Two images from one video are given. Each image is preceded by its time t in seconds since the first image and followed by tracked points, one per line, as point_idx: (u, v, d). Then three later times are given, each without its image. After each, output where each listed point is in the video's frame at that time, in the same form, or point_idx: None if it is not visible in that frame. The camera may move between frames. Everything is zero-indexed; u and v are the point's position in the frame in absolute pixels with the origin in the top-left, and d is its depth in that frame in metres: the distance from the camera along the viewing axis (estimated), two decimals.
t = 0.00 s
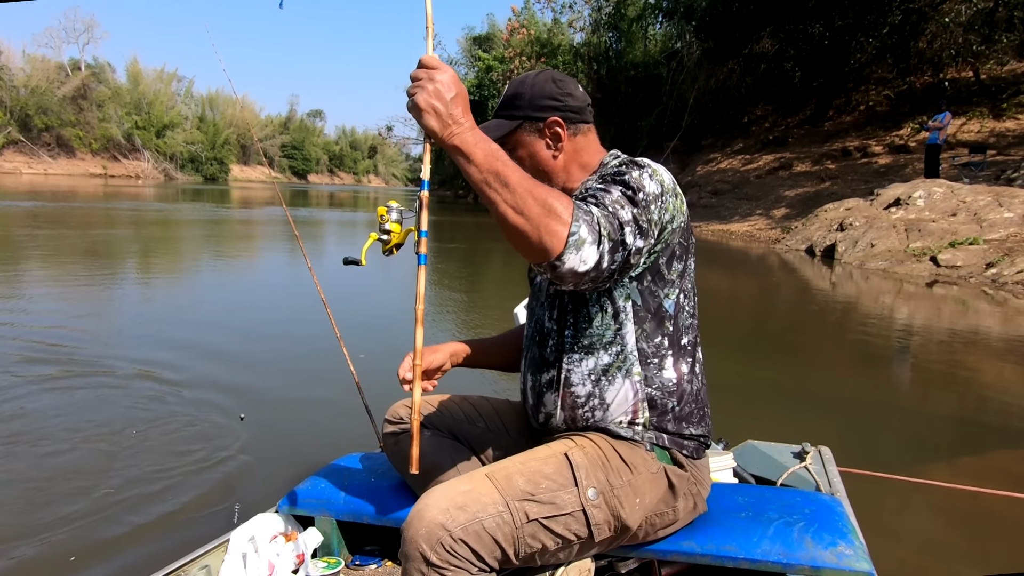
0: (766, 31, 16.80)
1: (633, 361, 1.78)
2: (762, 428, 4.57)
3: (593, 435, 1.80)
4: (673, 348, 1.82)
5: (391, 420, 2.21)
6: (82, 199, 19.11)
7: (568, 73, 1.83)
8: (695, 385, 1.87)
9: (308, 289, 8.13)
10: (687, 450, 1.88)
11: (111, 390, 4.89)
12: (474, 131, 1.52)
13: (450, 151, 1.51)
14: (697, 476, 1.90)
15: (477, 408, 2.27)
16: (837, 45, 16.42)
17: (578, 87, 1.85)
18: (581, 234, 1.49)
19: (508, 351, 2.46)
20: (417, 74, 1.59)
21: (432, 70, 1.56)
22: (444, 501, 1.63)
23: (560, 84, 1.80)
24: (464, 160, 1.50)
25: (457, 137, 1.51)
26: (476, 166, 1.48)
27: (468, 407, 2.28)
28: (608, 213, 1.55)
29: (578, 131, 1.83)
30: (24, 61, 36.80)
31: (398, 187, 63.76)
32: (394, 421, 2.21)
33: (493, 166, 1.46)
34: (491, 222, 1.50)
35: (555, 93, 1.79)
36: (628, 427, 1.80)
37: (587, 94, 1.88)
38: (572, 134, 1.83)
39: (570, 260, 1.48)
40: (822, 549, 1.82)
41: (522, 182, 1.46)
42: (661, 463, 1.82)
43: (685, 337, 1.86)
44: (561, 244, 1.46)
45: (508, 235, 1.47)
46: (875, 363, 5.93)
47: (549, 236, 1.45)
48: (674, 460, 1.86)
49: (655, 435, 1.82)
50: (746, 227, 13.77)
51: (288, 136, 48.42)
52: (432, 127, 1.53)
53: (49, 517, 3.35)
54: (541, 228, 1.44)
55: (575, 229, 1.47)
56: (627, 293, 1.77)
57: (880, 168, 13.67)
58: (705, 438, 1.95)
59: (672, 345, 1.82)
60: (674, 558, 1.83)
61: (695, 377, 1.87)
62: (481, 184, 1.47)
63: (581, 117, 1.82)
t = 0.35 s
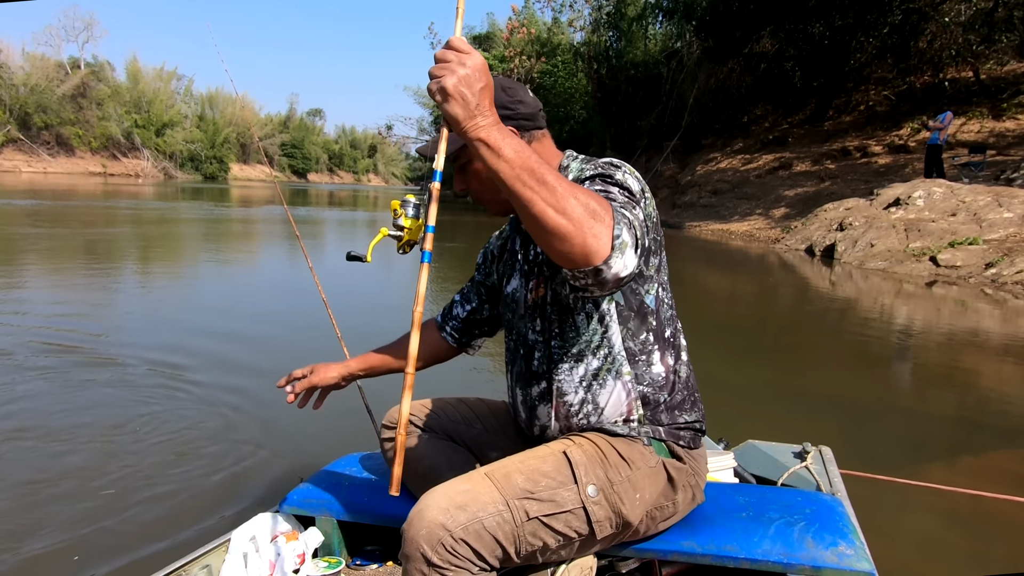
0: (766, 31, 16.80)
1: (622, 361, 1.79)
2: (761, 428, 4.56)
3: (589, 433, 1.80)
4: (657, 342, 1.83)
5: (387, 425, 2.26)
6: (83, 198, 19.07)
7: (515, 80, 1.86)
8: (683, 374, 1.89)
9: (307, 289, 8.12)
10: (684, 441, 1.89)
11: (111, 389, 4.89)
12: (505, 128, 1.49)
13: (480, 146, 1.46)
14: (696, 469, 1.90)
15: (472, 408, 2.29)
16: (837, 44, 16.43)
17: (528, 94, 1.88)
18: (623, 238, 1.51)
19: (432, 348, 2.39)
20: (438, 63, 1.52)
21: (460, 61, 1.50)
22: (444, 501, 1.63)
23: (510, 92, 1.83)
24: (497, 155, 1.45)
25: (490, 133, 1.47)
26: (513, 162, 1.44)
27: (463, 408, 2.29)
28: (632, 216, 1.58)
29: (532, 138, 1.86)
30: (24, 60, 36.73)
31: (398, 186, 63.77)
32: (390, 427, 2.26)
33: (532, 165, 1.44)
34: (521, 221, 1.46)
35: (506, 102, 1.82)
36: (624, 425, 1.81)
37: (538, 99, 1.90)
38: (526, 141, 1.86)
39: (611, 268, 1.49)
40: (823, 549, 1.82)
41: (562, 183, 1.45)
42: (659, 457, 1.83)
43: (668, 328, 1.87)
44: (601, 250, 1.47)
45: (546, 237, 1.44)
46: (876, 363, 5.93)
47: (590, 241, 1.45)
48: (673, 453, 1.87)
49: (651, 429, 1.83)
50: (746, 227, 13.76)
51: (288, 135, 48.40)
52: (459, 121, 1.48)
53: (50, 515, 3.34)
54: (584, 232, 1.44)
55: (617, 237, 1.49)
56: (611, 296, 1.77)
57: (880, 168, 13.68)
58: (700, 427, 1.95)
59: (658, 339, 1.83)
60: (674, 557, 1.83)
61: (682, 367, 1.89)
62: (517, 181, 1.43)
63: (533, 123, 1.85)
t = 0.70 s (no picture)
0: (766, 31, 16.81)
1: (613, 366, 1.80)
2: (759, 428, 4.55)
3: (590, 438, 1.81)
4: (644, 341, 1.83)
5: (383, 427, 2.26)
6: (83, 196, 19.05)
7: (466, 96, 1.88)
8: (673, 367, 1.89)
9: (306, 288, 8.10)
10: (682, 436, 1.89)
11: (111, 388, 4.88)
12: (537, 163, 1.39)
13: (520, 190, 1.37)
14: (696, 466, 1.91)
15: (466, 411, 2.33)
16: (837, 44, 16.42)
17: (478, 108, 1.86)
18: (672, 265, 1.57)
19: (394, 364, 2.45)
20: (450, 94, 1.33)
21: (477, 87, 1.32)
22: (449, 509, 1.63)
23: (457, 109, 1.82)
24: (544, 201, 1.38)
25: (527, 175, 1.37)
26: (563, 209, 1.39)
27: (459, 412, 2.33)
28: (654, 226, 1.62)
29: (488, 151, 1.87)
30: (24, 58, 36.69)
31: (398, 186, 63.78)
32: (387, 431, 2.25)
33: (584, 210, 1.41)
34: (575, 263, 1.45)
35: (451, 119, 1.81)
36: (622, 427, 1.82)
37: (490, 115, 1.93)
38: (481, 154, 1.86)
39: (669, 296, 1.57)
40: (821, 548, 1.81)
41: (612, 219, 1.44)
42: (659, 456, 1.84)
43: (653, 325, 1.87)
44: (657, 280, 1.52)
45: (607, 278, 1.46)
46: (876, 363, 5.92)
47: (648, 275, 1.50)
48: (673, 451, 1.87)
49: (650, 428, 1.84)
50: (746, 227, 13.75)
51: (289, 134, 48.31)
52: (491, 163, 1.34)
53: (49, 515, 3.33)
54: (641, 270, 1.48)
55: (668, 265, 1.55)
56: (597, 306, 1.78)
57: (880, 168, 13.69)
58: (695, 421, 1.96)
59: (645, 338, 1.83)
60: (673, 557, 1.82)
61: (671, 360, 1.89)
62: (571, 230, 1.40)
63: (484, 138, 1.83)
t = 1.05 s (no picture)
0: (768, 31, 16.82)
1: (598, 375, 1.81)
2: (759, 429, 4.54)
3: (585, 441, 1.81)
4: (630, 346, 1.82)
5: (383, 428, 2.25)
6: (84, 195, 19.04)
7: (424, 113, 1.92)
8: (662, 368, 1.89)
9: (306, 288, 8.10)
10: (677, 438, 1.89)
11: (112, 388, 4.87)
12: (506, 219, 1.42)
13: (492, 249, 1.40)
14: (692, 465, 1.91)
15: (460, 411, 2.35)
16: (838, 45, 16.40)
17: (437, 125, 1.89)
18: (652, 295, 1.62)
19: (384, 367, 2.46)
20: (408, 167, 1.35)
21: (432, 156, 1.34)
22: (445, 514, 1.63)
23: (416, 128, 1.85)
24: (518, 257, 1.41)
25: (497, 233, 1.40)
26: (538, 263, 1.42)
27: (454, 412, 2.34)
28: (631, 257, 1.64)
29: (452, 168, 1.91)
30: (25, 57, 36.71)
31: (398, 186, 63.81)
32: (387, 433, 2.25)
33: (559, 259, 1.44)
34: (557, 310, 1.49)
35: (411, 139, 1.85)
36: (615, 430, 1.83)
37: (449, 129, 1.96)
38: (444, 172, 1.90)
39: (652, 326, 1.63)
40: (821, 548, 1.81)
41: (589, 265, 1.48)
42: (655, 457, 1.84)
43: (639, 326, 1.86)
44: (638, 317, 1.57)
45: (589, 320, 1.50)
46: (877, 364, 5.91)
47: (629, 313, 1.55)
48: (668, 451, 1.87)
49: (643, 430, 1.84)
50: (748, 228, 13.74)
51: (290, 133, 48.30)
52: (459, 229, 1.37)
53: (50, 515, 3.32)
54: (622, 308, 1.53)
55: (649, 295, 1.59)
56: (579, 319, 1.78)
57: (881, 169, 13.68)
58: (689, 420, 1.96)
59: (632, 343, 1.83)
60: (672, 557, 1.81)
61: (659, 361, 1.88)
62: (548, 280, 1.43)
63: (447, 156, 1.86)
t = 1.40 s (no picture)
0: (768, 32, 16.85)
1: (588, 381, 1.84)
2: (759, 429, 4.54)
3: (580, 442, 1.82)
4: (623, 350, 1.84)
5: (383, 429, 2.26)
6: (85, 195, 19.04)
7: (396, 128, 1.88)
8: (656, 372, 1.91)
9: (307, 287, 8.10)
10: (673, 437, 1.93)
11: (113, 387, 4.88)
12: (482, 258, 1.44)
13: (470, 289, 1.43)
14: (689, 464, 1.93)
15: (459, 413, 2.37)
16: (839, 45, 16.37)
17: (415, 137, 1.88)
18: (638, 317, 1.61)
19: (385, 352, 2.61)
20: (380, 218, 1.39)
21: (399, 208, 1.37)
22: (440, 514, 1.64)
23: (393, 144, 1.85)
24: (497, 296, 1.44)
25: (474, 273, 1.42)
26: (517, 299, 1.44)
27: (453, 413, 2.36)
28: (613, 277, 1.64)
29: (431, 185, 1.89)
30: (26, 57, 36.75)
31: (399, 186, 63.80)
32: (387, 433, 2.26)
33: (537, 294, 1.45)
34: (541, 342, 1.51)
35: (389, 156, 1.85)
36: (610, 431, 1.85)
37: (428, 138, 1.90)
38: (424, 189, 1.89)
39: (639, 348, 1.63)
40: (821, 548, 1.81)
41: (571, 297, 1.48)
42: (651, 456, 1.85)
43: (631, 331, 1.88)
44: (625, 342, 1.58)
45: (574, 350, 1.52)
46: (878, 365, 5.91)
47: (615, 339, 1.55)
48: (664, 449, 1.91)
49: (639, 430, 1.88)
50: (748, 228, 13.75)
51: (291, 133, 48.27)
52: (435, 274, 1.39)
53: (50, 514, 3.32)
54: (606, 336, 1.54)
55: (633, 319, 1.59)
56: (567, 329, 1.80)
57: (882, 169, 13.67)
58: (686, 420, 1.99)
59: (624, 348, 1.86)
60: (672, 557, 1.81)
61: (652, 365, 1.91)
62: (526, 315, 1.46)
63: (426, 170, 1.87)
